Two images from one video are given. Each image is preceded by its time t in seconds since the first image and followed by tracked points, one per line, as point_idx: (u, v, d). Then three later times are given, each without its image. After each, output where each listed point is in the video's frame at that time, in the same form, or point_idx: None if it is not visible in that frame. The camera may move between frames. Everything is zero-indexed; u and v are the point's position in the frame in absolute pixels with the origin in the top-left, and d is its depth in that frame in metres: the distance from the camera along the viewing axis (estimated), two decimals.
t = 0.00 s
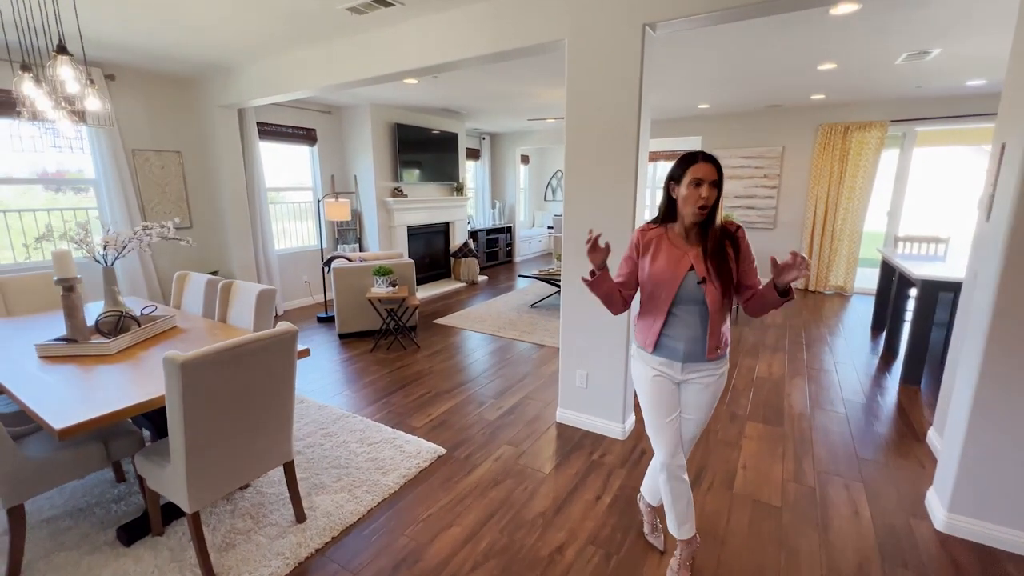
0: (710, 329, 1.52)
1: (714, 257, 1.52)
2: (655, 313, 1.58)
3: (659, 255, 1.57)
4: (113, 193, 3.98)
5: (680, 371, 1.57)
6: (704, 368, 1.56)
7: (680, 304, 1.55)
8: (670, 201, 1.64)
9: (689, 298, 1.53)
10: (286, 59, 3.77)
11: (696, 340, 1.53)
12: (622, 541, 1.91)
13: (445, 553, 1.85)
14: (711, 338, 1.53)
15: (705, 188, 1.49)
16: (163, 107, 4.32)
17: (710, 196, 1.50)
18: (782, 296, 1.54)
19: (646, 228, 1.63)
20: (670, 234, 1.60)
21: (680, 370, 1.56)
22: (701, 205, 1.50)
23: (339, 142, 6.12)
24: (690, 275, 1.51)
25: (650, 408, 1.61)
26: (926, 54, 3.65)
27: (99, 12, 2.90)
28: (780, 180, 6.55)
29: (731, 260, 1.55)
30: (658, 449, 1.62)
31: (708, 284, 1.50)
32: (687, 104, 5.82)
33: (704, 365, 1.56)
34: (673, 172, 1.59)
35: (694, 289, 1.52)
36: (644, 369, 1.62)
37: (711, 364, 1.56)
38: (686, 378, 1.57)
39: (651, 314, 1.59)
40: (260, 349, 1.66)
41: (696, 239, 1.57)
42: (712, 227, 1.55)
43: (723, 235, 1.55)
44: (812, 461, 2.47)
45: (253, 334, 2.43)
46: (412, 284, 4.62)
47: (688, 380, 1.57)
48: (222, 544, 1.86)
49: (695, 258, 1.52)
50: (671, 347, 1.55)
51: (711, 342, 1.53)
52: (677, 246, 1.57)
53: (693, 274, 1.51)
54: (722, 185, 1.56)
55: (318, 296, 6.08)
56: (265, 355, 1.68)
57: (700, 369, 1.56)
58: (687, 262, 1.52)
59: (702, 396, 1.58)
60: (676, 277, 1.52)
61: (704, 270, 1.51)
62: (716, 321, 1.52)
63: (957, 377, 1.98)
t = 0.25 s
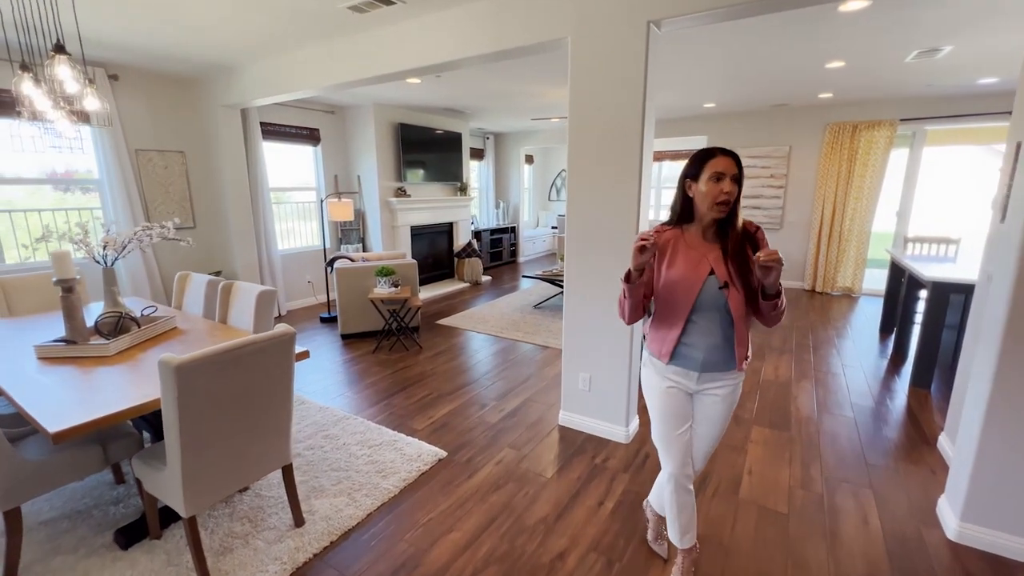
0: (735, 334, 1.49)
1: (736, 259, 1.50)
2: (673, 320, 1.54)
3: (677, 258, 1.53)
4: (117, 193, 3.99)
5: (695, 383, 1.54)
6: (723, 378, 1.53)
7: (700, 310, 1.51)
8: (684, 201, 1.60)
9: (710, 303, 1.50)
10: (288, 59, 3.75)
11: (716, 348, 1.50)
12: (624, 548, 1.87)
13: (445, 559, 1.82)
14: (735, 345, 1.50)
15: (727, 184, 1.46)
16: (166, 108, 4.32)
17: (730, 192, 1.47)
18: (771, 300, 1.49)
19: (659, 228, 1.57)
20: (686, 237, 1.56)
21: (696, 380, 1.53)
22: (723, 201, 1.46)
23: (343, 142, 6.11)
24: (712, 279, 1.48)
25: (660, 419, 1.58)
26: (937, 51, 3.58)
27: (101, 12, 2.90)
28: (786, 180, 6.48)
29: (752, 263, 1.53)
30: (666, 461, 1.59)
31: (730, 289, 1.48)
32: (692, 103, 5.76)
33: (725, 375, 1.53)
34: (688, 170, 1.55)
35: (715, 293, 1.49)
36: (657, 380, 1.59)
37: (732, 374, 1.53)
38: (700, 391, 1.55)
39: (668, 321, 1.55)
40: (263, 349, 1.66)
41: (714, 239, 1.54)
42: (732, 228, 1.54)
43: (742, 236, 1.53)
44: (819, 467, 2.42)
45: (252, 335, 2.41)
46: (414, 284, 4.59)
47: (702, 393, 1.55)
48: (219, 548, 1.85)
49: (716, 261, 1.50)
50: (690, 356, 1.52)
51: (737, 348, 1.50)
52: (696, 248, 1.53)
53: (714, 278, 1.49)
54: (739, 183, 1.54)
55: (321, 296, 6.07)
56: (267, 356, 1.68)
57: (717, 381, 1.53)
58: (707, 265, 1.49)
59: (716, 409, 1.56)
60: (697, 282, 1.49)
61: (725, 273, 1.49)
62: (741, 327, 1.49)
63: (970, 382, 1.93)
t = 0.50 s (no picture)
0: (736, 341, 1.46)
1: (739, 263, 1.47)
2: (673, 324, 1.52)
3: (678, 260, 1.53)
4: (116, 193, 3.99)
5: (696, 390, 1.52)
6: (726, 385, 1.49)
7: (701, 314, 1.49)
8: (687, 202, 1.59)
9: (712, 309, 1.47)
10: (286, 58, 3.74)
11: (718, 354, 1.47)
12: (620, 553, 1.85)
13: (438, 563, 1.80)
14: (736, 351, 1.47)
15: (731, 186, 1.44)
16: (165, 108, 4.32)
17: (735, 194, 1.45)
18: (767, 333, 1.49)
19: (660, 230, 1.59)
20: (689, 239, 1.55)
21: (697, 388, 1.51)
22: (727, 204, 1.44)
23: (343, 142, 6.10)
24: (713, 283, 1.46)
25: (660, 425, 1.57)
26: (941, 50, 3.54)
27: (97, 12, 2.89)
28: (789, 180, 6.44)
29: (756, 267, 1.50)
30: (665, 469, 1.59)
31: (733, 295, 1.45)
32: (694, 102, 5.73)
33: (727, 382, 1.49)
34: (692, 171, 1.54)
35: (717, 297, 1.46)
36: (658, 386, 1.57)
37: (736, 381, 1.49)
38: (702, 398, 1.52)
39: (668, 325, 1.53)
40: (249, 353, 1.63)
41: (718, 243, 1.52)
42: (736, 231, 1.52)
43: (746, 240, 1.51)
44: (819, 471, 2.40)
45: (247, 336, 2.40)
46: (413, 285, 4.58)
47: (704, 399, 1.52)
48: (211, 551, 1.83)
49: (718, 263, 1.48)
50: (690, 362, 1.50)
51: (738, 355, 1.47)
52: (698, 251, 1.52)
53: (716, 282, 1.46)
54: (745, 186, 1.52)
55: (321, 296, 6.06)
56: (254, 360, 1.65)
57: (720, 389, 1.50)
58: (709, 268, 1.47)
59: (719, 416, 1.52)
60: (698, 285, 1.47)
61: (727, 277, 1.47)
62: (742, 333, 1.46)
63: (972, 385, 1.90)
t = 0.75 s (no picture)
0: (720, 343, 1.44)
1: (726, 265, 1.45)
2: (659, 323, 1.52)
3: (665, 261, 1.52)
4: (110, 194, 3.98)
5: (684, 391, 1.50)
6: (713, 388, 1.47)
7: (687, 315, 1.48)
8: (678, 202, 1.58)
9: (697, 310, 1.46)
10: (279, 58, 3.73)
11: (703, 356, 1.46)
12: (608, 556, 1.84)
13: (424, 565, 1.79)
14: (721, 355, 1.44)
15: (718, 188, 1.42)
16: (159, 108, 4.31)
17: (723, 196, 1.43)
18: (755, 335, 1.45)
19: (652, 231, 1.59)
20: (679, 239, 1.54)
21: (684, 389, 1.49)
22: (713, 206, 1.43)
23: (339, 142, 6.09)
24: (699, 283, 1.45)
25: (649, 427, 1.55)
26: (937, 49, 3.53)
27: (88, 12, 2.89)
28: (786, 180, 6.42)
29: (746, 268, 1.48)
30: (653, 471, 1.59)
31: (719, 297, 1.43)
32: (691, 101, 5.71)
33: (714, 385, 1.46)
34: (681, 171, 1.53)
35: (702, 298, 1.45)
36: (645, 387, 1.57)
37: (723, 385, 1.46)
38: (689, 399, 1.50)
39: (654, 326, 1.53)
40: (231, 356, 1.61)
41: (707, 244, 1.50)
42: (726, 233, 1.49)
43: (736, 241, 1.48)
44: (811, 472, 2.38)
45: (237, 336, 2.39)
46: (408, 285, 4.57)
47: (692, 401, 1.50)
48: (196, 554, 1.82)
49: (704, 264, 1.46)
50: (675, 363, 1.49)
51: (722, 359, 1.44)
52: (685, 251, 1.51)
53: (702, 282, 1.45)
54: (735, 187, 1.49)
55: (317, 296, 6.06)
56: (236, 363, 1.64)
57: (708, 391, 1.47)
58: (696, 269, 1.46)
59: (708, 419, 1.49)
60: (684, 285, 1.46)
61: (713, 278, 1.45)
62: (726, 336, 1.44)
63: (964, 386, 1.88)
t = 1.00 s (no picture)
0: (704, 345, 1.41)
1: (712, 265, 1.41)
2: (645, 323, 1.51)
3: (651, 260, 1.51)
4: (99, 194, 3.95)
5: (671, 393, 1.48)
6: (699, 391, 1.44)
7: (671, 315, 1.46)
8: (667, 201, 1.56)
9: (681, 310, 1.44)
10: (268, 58, 3.71)
11: (687, 356, 1.44)
12: (592, 559, 1.83)
13: (405, 569, 1.78)
14: (705, 356, 1.41)
15: (702, 186, 1.40)
16: (149, 108, 4.29)
17: (708, 194, 1.41)
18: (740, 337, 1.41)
19: (641, 231, 1.58)
20: (667, 238, 1.52)
21: (671, 391, 1.48)
22: (697, 206, 1.41)
23: (332, 142, 6.07)
24: (683, 283, 1.43)
25: (638, 429, 1.56)
26: (928, 49, 3.52)
27: (73, 11, 2.86)
28: (780, 180, 6.42)
29: (734, 267, 1.44)
30: (640, 472, 1.59)
31: (702, 297, 1.41)
32: (685, 102, 5.71)
33: (698, 387, 1.44)
34: (668, 169, 1.51)
35: (686, 298, 1.43)
36: (633, 388, 1.56)
37: (708, 386, 1.43)
38: (677, 402, 1.48)
39: (640, 325, 1.53)
40: (204, 360, 1.59)
41: (694, 243, 1.47)
42: (713, 232, 1.45)
43: (724, 240, 1.45)
44: (798, 474, 2.37)
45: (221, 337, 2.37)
46: (399, 286, 4.56)
47: (680, 404, 1.48)
48: (176, 557, 1.81)
49: (689, 264, 1.43)
50: (660, 363, 1.48)
51: (704, 361, 1.41)
52: (672, 251, 1.48)
53: (686, 282, 1.43)
54: (724, 184, 1.46)
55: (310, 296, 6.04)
56: (209, 367, 1.61)
57: (695, 395, 1.45)
58: (681, 268, 1.44)
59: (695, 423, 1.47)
60: (668, 285, 1.44)
61: (698, 278, 1.42)
62: (710, 338, 1.40)
63: (949, 386, 1.87)
